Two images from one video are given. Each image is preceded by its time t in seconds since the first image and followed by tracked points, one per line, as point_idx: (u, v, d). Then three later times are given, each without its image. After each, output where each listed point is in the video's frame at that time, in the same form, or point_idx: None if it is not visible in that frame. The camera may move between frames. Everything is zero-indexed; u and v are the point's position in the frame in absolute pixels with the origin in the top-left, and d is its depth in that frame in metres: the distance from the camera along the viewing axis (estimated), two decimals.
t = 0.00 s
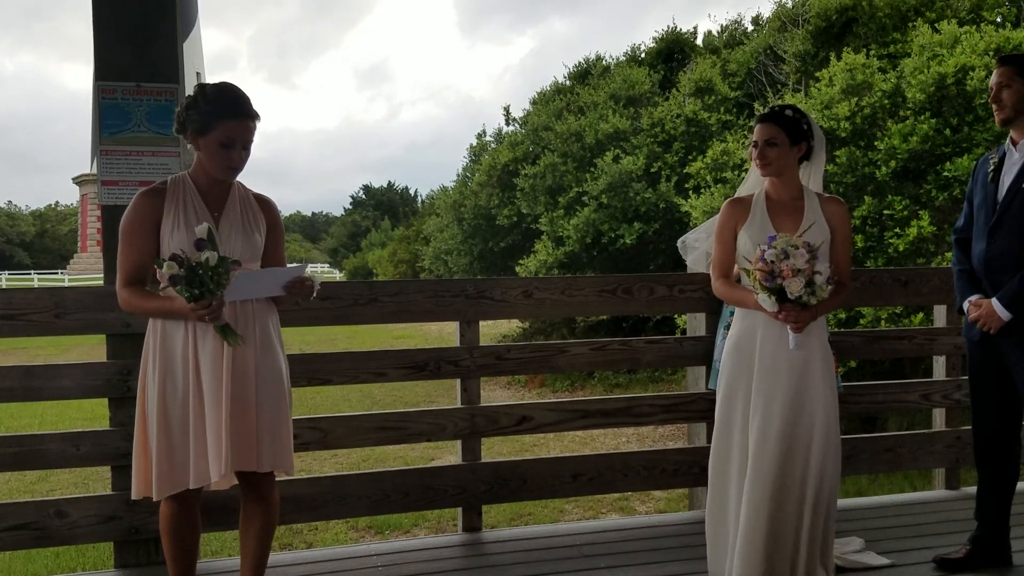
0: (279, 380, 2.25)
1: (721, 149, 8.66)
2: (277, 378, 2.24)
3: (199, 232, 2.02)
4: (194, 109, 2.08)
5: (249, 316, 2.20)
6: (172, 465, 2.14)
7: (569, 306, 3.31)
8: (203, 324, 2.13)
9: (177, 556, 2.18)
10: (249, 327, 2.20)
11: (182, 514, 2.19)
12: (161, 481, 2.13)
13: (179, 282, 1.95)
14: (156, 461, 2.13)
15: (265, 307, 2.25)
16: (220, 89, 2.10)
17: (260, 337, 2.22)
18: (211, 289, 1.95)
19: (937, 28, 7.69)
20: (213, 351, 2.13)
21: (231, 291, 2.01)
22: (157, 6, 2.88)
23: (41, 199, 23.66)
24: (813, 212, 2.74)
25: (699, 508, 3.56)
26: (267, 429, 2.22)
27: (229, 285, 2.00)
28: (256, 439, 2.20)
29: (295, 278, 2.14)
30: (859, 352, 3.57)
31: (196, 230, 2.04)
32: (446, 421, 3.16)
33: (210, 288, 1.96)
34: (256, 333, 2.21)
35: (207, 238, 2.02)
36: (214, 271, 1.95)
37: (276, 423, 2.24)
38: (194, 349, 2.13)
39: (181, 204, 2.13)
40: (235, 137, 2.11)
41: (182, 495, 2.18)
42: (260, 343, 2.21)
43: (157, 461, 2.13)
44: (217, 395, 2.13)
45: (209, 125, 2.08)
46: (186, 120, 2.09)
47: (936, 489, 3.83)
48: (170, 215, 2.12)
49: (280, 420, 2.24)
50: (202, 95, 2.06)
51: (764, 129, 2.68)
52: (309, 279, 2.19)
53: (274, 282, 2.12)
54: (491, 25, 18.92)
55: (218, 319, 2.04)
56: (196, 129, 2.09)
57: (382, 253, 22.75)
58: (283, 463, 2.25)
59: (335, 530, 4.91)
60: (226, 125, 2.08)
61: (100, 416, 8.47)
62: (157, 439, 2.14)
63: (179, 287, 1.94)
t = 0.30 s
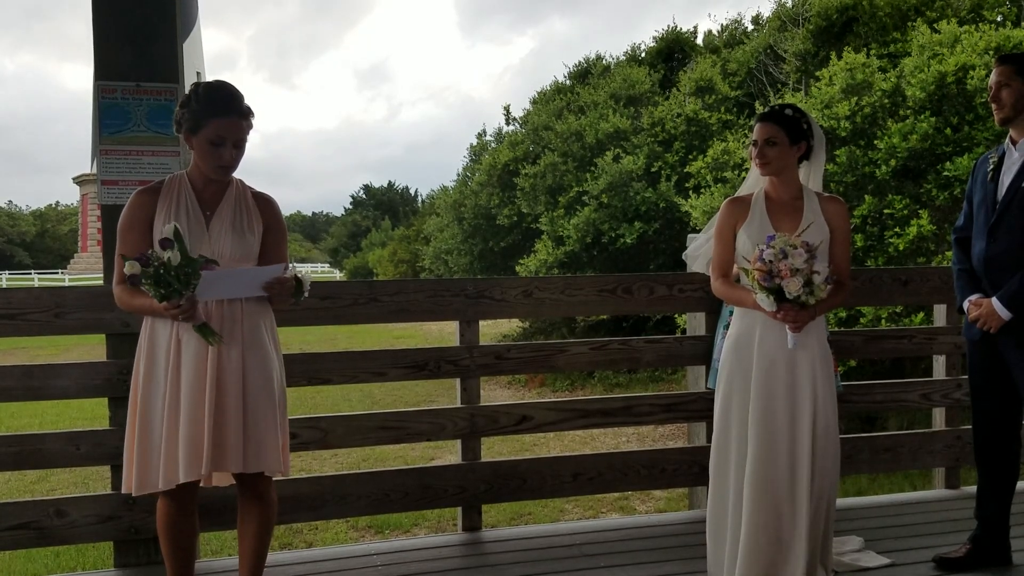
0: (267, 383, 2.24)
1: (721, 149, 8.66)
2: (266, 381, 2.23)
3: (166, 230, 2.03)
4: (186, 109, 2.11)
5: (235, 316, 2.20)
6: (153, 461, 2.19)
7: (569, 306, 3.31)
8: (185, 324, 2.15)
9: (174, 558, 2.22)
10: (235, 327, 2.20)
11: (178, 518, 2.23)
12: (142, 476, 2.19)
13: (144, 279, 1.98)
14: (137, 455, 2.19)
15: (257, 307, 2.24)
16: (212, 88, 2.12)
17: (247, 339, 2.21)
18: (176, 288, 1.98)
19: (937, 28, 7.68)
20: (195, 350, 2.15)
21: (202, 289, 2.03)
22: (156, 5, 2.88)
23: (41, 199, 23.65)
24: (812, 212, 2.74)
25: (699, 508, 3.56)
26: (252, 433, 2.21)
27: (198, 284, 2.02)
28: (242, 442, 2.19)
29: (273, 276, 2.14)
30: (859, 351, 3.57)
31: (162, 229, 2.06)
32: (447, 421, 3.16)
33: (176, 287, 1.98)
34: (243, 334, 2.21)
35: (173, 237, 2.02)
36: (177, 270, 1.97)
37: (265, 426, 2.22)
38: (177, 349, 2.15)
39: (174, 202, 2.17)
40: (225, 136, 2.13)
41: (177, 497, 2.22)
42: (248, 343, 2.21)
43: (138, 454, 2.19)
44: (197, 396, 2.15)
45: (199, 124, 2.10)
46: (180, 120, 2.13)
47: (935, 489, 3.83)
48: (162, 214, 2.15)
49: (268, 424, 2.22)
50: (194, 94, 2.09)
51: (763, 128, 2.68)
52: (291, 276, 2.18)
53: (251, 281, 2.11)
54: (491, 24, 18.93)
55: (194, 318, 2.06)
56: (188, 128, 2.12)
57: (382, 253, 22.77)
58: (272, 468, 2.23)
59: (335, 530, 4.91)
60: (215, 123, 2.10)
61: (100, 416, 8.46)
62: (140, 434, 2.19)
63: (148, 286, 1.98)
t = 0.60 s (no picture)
0: (258, 382, 2.23)
1: (723, 146, 8.65)
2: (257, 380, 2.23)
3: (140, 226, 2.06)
4: (181, 106, 2.15)
5: (225, 313, 2.21)
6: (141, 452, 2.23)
7: (570, 303, 3.31)
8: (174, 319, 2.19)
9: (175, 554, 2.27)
10: (224, 324, 2.20)
11: (177, 515, 2.27)
12: (127, 467, 2.23)
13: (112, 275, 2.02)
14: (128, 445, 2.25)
15: (252, 306, 2.24)
16: (205, 84, 2.15)
17: (237, 336, 2.21)
18: (146, 285, 2.00)
19: (939, 25, 7.67)
20: (183, 349, 2.19)
21: (176, 285, 2.05)
22: (157, 3, 2.88)
23: (43, 197, 23.66)
24: (813, 209, 2.74)
25: (700, 505, 3.57)
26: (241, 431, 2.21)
27: (170, 280, 2.04)
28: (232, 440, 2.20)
29: (252, 275, 2.16)
30: (860, 348, 3.57)
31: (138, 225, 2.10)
32: (448, 418, 3.17)
33: (145, 283, 2.00)
34: (233, 331, 2.21)
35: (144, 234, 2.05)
36: (147, 267, 2.01)
37: (256, 426, 2.22)
38: (168, 343, 2.20)
39: (170, 198, 2.21)
40: (216, 130, 2.15)
41: (175, 493, 2.26)
42: (239, 341, 2.21)
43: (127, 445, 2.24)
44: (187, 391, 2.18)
45: (191, 119, 2.14)
46: (176, 117, 2.18)
47: (936, 486, 3.83)
48: (158, 210, 2.19)
49: (261, 422, 2.23)
50: (188, 91, 2.13)
51: (764, 125, 2.68)
52: (283, 274, 2.19)
53: (233, 276, 2.13)
54: (492, 22, 18.90)
55: (175, 315, 2.09)
56: (183, 124, 2.16)
57: (383, 250, 22.78)
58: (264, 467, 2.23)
59: (336, 527, 4.92)
60: (207, 118, 2.13)
61: (102, 413, 8.48)
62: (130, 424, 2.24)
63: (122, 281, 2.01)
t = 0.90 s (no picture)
0: (253, 378, 2.23)
1: (726, 143, 8.63)
2: (252, 377, 2.23)
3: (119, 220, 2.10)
4: (177, 103, 2.19)
5: (218, 308, 2.21)
6: (142, 448, 2.26)
7: (573, 301, 3.31)
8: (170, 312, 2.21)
9: (176, 553, 2.28)
10: (214, 321, 2.21)
11: (180, 512, 2.28)
12: (130, 464, 2.27)
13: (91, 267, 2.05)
14: (130, 439, 2.28)
15: (249, 301, 2.25)
16: (201, 81, 2.19)
17: (230, 331, 2.22)
18: (126, 279, 2.05)
19: (942, 22, 7.65)
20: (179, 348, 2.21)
21: (158, 280, 2.08)
22: None
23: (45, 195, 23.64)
24: (816, 206, 2.74)
25: (702, 503, 3.56)
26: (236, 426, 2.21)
27: (150, 275, 2.08)
28: (228, 436, 2.20)
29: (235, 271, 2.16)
30: (862, 346, 3.57)
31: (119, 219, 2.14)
32: (450, 416, 3.16)
33: (126, 277, 2.06)
34: (225, 328, 2.21)
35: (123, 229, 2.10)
36: (126, 261, 2.06)
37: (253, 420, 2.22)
38: (166, 337, 2.22)
39: (168, 194, 2.24)
40: (208, 126, 2.18)
41: (176, 489, 2.27)
42: (231, 338, 2.22)
43: (129, 439, 2.28)
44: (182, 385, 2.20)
45: (185, 115, 2.18)
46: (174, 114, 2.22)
47: (939, 484, 3.83)
48: (156, 208, 2.23)
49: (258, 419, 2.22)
50: (183, 88, 2.17)
51: (766, 123, 2.68)
52: (270, 268, 2.19)
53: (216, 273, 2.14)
54: (494, 19, 18.89)
55: (162, 310, 2.13)
56: (179, 122, 2.20)
57: (385, 248, 22.78)
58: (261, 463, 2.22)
59: (339, 525, 4.93)
60: (199, 114, 2.17)
61: (105, 410, 8.48)
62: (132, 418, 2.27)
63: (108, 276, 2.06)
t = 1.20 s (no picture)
0: (251, 377, 2.23)
1: (728, 142, 8.63)
2: (251, 376, 2.23)
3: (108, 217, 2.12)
4: (176, 101, 2.22)
5: (215, 307, 2.22)
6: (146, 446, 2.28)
7: (575, 299, 3.31)
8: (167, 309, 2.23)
9: (178, 550, 2.29)
10: (210, 321, 2.21)
11: (182, 511, 2.29)
12: (134, 460, 2.30)
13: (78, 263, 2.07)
14: (133, 438, 2.30)
15: (247, 300, 2.26)
16: (200, 80, 2.21)
17: (228, 330, 2.22)
18: (114, 276, 2.09)
19: (945, 21, 7.64)
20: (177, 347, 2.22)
21: (146, 276, 2.10)
22: None
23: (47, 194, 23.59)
24: (819, 204, 2.74)
25: (704, 501, 3.56)
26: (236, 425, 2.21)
27: (136, 271, 2.11)
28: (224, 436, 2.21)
29: (221, 269, 2.15)
30: (864, 345, 3.57)
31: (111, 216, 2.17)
32: (452, 414, 3.16)
33: (114, 274, 2.09)
34: (221, 327, 2.22)
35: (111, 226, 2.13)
36: (113, 259, 2.09)
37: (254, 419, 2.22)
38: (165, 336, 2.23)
39: (167, 193, 2.25)
40: (203, 122, 2.19)
41: (178, 489, 2.28)
42: (228, 338, 2.22)
43: (133, 437, 2.30)
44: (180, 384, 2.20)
45: (183, 113, 2.20)
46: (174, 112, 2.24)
47: (941, 482, 3.83)
48: (156, 206, 2.24)
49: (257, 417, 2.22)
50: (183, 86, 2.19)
51: (770, 121, 2.68)
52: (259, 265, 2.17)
53: (201, 270, 2.13)
54: (496, 18, 18.88)
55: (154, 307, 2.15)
56: (178, 119, 2.22)
57: (387, 247, 22.77)
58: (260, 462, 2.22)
59: (341, 523, 4.93)
60: (195, 110, 2.18)
61: (107, 409, 8.48)
62: (136, 417, 2.29)
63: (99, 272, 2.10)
